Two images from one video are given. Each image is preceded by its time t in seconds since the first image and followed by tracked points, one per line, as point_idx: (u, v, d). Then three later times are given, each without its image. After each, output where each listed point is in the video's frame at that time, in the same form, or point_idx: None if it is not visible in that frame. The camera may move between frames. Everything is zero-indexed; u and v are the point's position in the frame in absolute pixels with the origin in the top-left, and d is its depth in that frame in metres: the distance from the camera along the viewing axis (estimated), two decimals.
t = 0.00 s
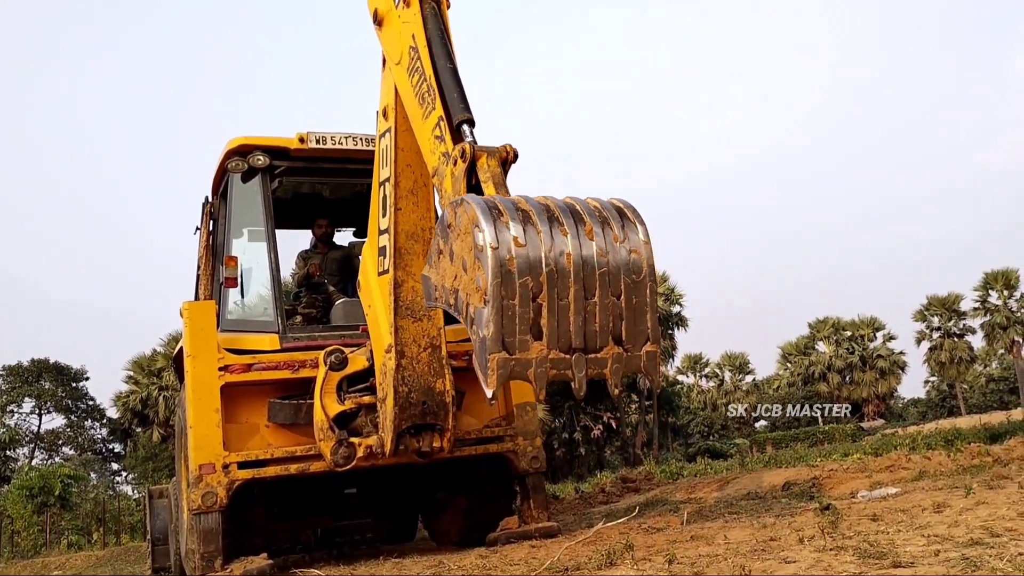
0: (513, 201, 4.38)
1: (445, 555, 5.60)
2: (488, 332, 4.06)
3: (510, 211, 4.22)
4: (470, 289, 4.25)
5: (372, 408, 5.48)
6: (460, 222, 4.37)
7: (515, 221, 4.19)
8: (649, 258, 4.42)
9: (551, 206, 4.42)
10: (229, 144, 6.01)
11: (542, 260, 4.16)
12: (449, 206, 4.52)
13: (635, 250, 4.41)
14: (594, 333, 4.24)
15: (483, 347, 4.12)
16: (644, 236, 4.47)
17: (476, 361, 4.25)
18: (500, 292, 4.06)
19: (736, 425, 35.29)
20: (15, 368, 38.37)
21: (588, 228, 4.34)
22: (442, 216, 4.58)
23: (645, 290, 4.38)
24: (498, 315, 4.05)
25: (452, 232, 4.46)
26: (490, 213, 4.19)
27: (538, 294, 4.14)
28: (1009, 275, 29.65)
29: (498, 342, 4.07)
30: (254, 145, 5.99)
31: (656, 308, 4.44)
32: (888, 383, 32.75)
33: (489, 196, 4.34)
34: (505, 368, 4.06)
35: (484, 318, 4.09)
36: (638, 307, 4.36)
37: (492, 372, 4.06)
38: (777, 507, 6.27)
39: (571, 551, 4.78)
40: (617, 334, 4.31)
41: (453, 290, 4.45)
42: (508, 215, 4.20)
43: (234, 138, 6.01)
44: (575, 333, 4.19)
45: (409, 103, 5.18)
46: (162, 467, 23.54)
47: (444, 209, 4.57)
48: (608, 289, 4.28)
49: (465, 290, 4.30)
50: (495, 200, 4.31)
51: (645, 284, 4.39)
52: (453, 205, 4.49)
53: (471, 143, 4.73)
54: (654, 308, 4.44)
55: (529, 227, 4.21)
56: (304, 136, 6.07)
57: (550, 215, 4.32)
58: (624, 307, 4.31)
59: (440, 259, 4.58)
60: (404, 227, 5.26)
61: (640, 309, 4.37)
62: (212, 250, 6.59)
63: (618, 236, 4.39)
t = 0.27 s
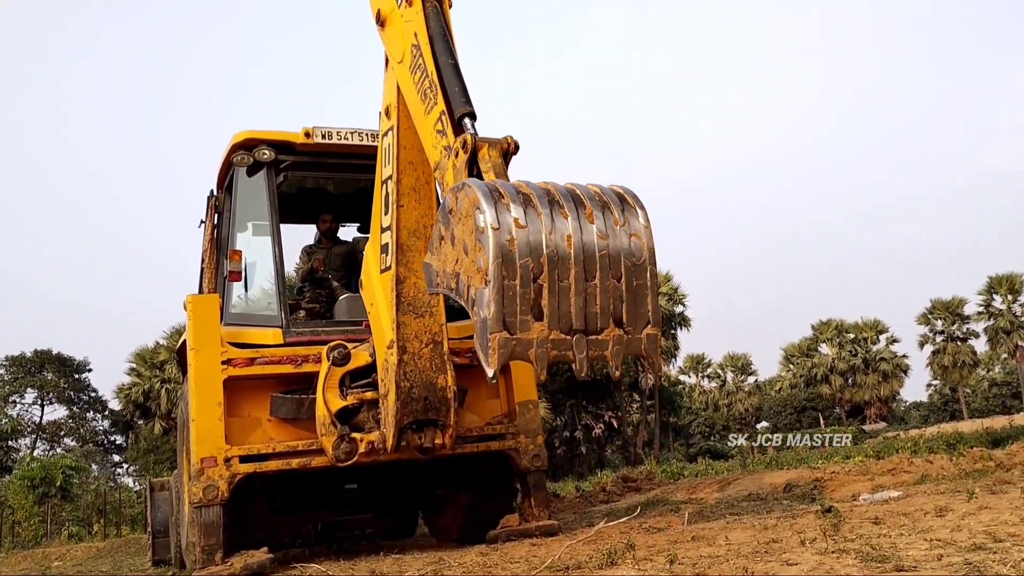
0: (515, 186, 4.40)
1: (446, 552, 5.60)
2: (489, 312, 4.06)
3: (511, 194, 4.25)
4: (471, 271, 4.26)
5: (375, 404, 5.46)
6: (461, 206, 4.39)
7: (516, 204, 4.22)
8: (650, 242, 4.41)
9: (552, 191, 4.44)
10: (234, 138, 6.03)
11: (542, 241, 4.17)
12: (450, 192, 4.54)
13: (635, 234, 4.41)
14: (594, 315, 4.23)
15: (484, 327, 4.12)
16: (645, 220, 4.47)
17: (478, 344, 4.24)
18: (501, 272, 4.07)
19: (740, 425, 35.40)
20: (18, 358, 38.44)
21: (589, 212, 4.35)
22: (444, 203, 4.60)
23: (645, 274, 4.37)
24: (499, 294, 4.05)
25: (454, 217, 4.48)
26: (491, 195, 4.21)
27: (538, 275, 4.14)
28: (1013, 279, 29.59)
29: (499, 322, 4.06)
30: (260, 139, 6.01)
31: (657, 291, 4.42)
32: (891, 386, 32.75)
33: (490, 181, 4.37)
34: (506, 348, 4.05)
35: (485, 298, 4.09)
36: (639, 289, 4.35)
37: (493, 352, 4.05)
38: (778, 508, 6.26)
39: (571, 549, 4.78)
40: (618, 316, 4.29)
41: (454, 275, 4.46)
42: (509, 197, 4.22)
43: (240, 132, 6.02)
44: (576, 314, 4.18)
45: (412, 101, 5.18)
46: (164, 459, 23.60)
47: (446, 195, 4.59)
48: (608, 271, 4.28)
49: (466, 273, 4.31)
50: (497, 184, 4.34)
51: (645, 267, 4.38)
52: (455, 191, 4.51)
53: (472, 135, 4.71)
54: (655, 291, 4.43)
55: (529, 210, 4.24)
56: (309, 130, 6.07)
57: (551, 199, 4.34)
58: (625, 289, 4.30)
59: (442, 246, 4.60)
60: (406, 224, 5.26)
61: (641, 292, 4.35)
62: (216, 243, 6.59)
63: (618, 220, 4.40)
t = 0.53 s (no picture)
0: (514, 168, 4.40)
1: (444, 547, 5.61)
2: (488, 291, 4.06)
3: (511, 176, 4.25)
4: (471, 251, 4.26)
5: (375, 398, 5.47)
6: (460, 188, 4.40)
7: (516, 185, 4.22)
8: (648, 225, 4.42)
9: (552, 173, 4.44)
10: (239, 130, 6.02)
11: (541, 222, 4.17)
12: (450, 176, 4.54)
13: (634, 217, 4.41)
14: (593, 296, 4.23)
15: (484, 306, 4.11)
16: (644, 204, 4.47)
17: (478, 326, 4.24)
18: (501, 251, 4.07)
19: (740, 425, 35.73)
20: (19, 347, 38.45)
21: (588, 194, 4.35)
22: (443, 187, 4.60)
23: (644, 256, 4.36)
24: (498, 273, 4.05)
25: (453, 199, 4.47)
26: (491, 176, 4.21)
27: (537, 255, 4.14)
28: (1015, 283, 29.57)
29: (499, 300, 4.06)
30: (264, 132, 6.01)
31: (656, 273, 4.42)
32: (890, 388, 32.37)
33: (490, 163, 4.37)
34: (505, 326, 4.06)
35: (484, 278, 4.09)
36: (637, 271, 4.35)
37: (492, 331, 4.05)
38: (777, 508, 6.27)
39: (570, 546, 4.77)
40: (617, 298, 4.29)
41: (454, 257, 4.45)
42: (508, 178, 4.23)
43: (244, 124, 6.01)
44: (575, 295, 4.18)
45: (412, 97, 5.17)
46: (163, 450, 23.64)
47: (446, 180, 4.59)
48: (607, 252, 4.28)
49: (466, 254, 4.31)
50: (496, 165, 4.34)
51: (644, 249, 4.37)
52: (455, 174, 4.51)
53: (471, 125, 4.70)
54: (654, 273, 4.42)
55: (529, 191, 4.24)
56: (313, 123, 6.07)
57: (550, 181, 4.35)
58: (623, 271, 4.30)
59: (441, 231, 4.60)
60: (407, 220, 5.26)
61: (640, 273, 4.35)
62: (219, 236, 6.59)
63: (617, 203, 4.40)
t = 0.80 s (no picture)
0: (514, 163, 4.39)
1: (439, 542, 5.61)
2: (487, 287, 4.05)
3: (511, 171, 4.23)
4: (470, 245, 4.25)
5: (371, 392, 5.44)
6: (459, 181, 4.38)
7: (515, 180, 4.20)
8: (648, 221, 4.40)
9: (551, 168, 4.43)
10: (236, 121, 6.00)
11: (541, 217, 4.16)
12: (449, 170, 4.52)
13: (633, 213, 4.40)
14: (591, 292, 4.22)
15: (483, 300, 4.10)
16: (643, 200, 4.46)
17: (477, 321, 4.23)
18: (500, 245, 4.06)
19: (735, 422, 35.85)
20: (13, 338, 38.36)
21: (587, 189, 4.34)
22: (442, 181, 4.59)
23: (643, 252, 4.35)
24: (497, 268, 4.04)
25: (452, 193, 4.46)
26: (491, 171, 4.20)
27: (536, 250, 4.13)
28: (1010, 283, 29.65)
29: (497, 295, 4.05)
30: (261, 124, 5.98)
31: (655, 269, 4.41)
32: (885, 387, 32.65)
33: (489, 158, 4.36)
34: (503, 321, 4.05)
35: (483, 273, 4.09)
36: (636, 267, 4.34)
37: (491, 325, 4.05)
38: (771, 506, 6.27)
39: (565, 542, 4.77)
40: (615, 294, 4.28)
41: (453, 252, 4.44)
42: (507, 172, 4.21)
43: (242, 116, 5.99)
44: (573, 290, 4.18)
45: (411, 91, 5.15)
46: (158, 442, 23.66)
47: (445, 175, 4.57)
48: (606, 248, 4.27)
49: (465, 249, 4.30)
50: (496, 160, 4.33)
51: (643, 245, 4.36)
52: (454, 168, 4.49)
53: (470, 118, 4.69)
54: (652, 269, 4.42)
55: (528, 185, 4.23)
56: (311, 116, 6.05)
57: (550, 176, 4.33)
58: (622, 267, 4.29)
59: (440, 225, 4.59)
60: (404, 214, 5.24)
61: (638, 269, 4.34)
62: (215, 227, 6.57)
63: (616, 199, 4.39)
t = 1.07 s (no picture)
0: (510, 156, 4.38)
1: (433, 535, 5.61)
2: (484, 280, 4.05)
3: (507, 164, 4.22)
4: (466, 238, 4.25)
5: (365, 385, 5.44)
6: (456, 174, 4.37)
7: (512, 173, 4.20)
8: (644, 215, 4.40)
9: (548, 162, 4.42)
10: (230, 114, 5.97)
11: (537, 210, 4.16)
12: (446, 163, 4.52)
13: (629, 207, 4.40)
14: (587, 286, 4.23)
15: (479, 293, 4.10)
16: (639, 194, 4.46)
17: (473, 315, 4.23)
18: (497, 239, 4.05)
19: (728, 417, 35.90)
20: (7, 330, 38.23)
21: (583, 183, 4.34)
22: (438, 175, 4.58)
23: (639, 246, 4.36)
24: (493, 262, 4.04)
25: (449, 185, 4.45)
26: (487, 164, 4.19)
27: (533, 243, 4.13)
28: (1003, 279, 29.76)
29: (494, 289, 4.05)
30: (255, 116, 5.95)
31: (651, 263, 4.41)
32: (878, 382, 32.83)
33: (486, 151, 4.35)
34: (500, 314, 4.05)
35: (480, 266, 4.09)
36: (632, 261, 4.34)
37: (488, 319, 4.05)
38: (765, 500, 6.29)
39: (560, 535, 4.78)
40: (611, 288, 4.29)
41: (449, 245, 4.44)
42: (504, 165, 4.21)
43: (236, 108, 5.96)
44: (569, 284, 4.18)
45: (407, 84, 5.14)
46: (151, 435, 23.63)
47: (441, 168, 4.56)
48: (602, 242, 4.27)
49: (461, 242, 4.30)
50: (493, 153, 4.32)
51: (639, 239, 4.36)
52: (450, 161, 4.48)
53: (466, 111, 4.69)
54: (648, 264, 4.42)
55: (525, 179, 4.22)
56: (306, 108, 6.03)
57: (546, 170, 4.33)
58: (618, 261, 4.29)
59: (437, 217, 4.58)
60: (400, 208, 5.22)
61: (634, 263, 4.34)
62: (210, 220, 6.56)
63: (612, 193, 4.39)
